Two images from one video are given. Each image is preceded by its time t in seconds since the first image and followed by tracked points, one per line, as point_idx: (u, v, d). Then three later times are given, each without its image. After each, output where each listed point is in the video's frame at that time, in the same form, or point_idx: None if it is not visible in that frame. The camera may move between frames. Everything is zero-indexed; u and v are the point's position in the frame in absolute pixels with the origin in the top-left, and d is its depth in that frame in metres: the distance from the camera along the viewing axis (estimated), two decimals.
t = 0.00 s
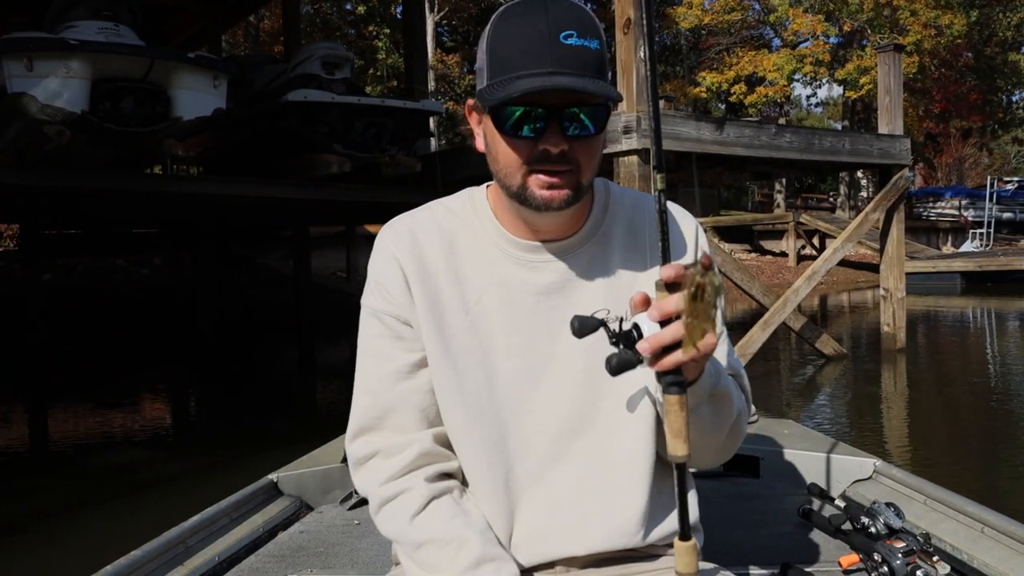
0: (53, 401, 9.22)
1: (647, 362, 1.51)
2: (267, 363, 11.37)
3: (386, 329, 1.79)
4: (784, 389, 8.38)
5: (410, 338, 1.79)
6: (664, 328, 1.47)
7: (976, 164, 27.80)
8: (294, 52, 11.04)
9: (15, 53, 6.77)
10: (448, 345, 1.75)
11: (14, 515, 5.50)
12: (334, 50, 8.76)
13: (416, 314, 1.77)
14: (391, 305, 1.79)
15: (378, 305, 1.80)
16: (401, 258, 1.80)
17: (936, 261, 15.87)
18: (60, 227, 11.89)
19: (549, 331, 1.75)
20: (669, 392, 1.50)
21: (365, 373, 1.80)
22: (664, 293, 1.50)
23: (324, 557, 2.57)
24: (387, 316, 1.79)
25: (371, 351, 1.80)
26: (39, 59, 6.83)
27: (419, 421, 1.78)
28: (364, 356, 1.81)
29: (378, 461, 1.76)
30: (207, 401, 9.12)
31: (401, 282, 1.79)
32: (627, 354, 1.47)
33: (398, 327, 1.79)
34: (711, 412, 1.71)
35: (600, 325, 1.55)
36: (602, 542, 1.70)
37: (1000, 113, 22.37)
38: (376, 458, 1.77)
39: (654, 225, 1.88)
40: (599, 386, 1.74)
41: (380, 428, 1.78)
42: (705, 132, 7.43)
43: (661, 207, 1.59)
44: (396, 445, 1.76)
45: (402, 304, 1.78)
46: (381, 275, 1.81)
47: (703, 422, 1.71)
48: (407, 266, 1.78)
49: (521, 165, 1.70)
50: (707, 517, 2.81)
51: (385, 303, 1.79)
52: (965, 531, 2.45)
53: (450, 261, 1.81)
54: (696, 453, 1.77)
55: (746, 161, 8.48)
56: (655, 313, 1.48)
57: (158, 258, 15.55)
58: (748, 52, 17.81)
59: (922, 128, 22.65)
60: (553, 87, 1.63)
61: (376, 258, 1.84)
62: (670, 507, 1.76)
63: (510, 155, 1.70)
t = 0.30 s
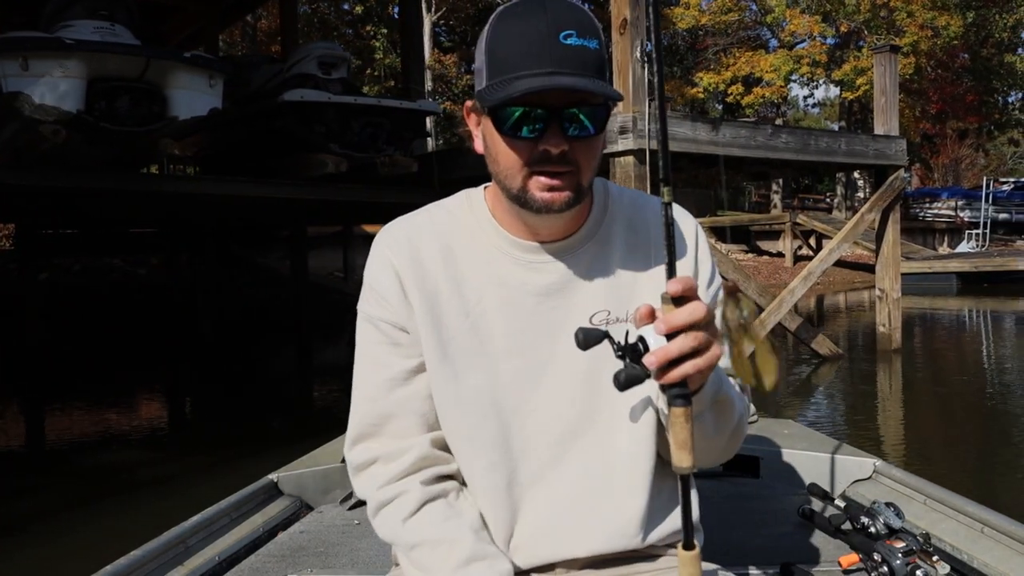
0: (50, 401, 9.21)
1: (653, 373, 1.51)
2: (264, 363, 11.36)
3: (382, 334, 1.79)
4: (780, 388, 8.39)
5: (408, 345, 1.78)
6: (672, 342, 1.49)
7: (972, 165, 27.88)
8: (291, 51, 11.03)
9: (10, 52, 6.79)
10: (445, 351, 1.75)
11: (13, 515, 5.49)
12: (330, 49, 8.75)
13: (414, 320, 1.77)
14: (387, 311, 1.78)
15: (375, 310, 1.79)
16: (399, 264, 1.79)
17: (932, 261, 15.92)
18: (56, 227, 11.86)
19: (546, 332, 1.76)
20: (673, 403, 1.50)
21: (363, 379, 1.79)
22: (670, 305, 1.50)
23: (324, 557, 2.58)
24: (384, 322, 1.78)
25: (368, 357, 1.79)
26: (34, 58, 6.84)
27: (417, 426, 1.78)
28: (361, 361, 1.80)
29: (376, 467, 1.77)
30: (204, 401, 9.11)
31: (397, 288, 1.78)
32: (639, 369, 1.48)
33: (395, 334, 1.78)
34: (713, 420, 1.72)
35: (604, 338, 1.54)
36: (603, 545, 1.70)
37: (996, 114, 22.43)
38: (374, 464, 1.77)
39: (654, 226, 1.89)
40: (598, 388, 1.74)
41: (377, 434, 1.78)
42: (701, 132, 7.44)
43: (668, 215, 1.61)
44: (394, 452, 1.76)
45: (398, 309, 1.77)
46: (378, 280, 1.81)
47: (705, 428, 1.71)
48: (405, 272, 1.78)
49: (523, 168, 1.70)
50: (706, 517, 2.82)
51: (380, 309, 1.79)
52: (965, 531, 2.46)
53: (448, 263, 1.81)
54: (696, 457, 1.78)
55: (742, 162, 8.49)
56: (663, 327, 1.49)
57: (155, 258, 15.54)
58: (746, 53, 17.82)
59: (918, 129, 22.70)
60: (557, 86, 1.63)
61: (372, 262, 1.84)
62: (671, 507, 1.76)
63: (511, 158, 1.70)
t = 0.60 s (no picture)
0: (46, 401, 9.19)
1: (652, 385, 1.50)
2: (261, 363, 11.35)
3: (389, 321, 1.75)
4: (777, 388, 8.40)
5: (416, 333, 1.75)
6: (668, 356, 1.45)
7: (969, 165, 27.91)
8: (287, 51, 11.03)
9: (4, 52, 6.77)
10: (453, 340, 1.73)
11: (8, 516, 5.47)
12: (326, 49, 8.74)
13: (421, 309, 1.74)
14: (393, 299, 1.76)
15: (381, 299, 1.76)
16: (404, 255, 1.78)
17: (929, 261, 15.93)
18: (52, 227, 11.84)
19: (548, 330, 1.76)
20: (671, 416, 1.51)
21: (367, 365, 1.73)
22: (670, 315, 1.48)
23: (325, 557, 2.57)
24: (391, 310, 1.75)
25: (372, 344, 1.74)
26: (30, 58, 6.82)
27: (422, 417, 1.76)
28: (365, 351, 1.74)
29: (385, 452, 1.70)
30: (200, 401, 9.10)
31: (403, 278, 1.77)
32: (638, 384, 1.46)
33: (402, 321, 1.75)
34: (714, 430, 1.72)
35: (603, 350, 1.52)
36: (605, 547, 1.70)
37: (992, 115, 22.44)
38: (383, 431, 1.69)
39: (653, 228, 1.89)
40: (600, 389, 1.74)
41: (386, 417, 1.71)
42: (698, 132, 7.44)
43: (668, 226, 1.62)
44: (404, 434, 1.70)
45: (405, 297, 1.75)
46: (382, 271, 1.79)
47: (705, 436, 1.71)
48: (411, 262, 1.77)
49: (518, 181, 1.67)
50: (706, 517, 2.82)
51: (387, 297, 1.77)
52: (965, 531, 2.46)
53: (451, 258, 1.80)
54: (696, 461, 1.78)
55: (738, 161, 8.49)
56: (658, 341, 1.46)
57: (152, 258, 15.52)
58: (743, 53, 17.83)
59: (915, 130, 22.72)
60: (534, 118, 1.59)
61: (375, 254, 1.83)
62: (671, 510, 1.77)
63: (507, 171, 1.67)
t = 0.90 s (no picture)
0: (43, 402, 9.18)
1: (653, 390, 1.49)
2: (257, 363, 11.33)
3: (392, 320, 1.75)
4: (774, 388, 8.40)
5: (423, 330, 1.74)
6: (670, 358, 1.46)
7: (966, 165, 27.94)
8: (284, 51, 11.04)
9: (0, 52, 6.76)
10: (456, 339, 1.73)
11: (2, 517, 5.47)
12: (323, 49, 8.74)
13: (425, 307, 1.74)
14: (397, 298, 1.76)
15: (385, 297, 1.76)
16: (407, 255, 1.79)
17: (926, 261, 15.91)
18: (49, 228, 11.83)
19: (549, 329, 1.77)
20: (672, 419, 1.50)
21: (373, 364, 1.72)
22: (670, 322, 1.48)
23: (324, 557, 2.57)
24: (395, 308, 1.75)
25: (376, 343, 1.74)
26: (25, 58, 6.81)
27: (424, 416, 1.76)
28: (368, 347, 1.75)
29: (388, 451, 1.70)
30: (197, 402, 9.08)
31: (406, 277, 1.77)
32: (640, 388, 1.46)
33: (405, 320, 1.75)
34: (714, 432, 1.71)
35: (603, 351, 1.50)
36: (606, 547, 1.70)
37: (989, 115, 22.47)
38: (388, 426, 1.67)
39: (654, 232, 1.90)
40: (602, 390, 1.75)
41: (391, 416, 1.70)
42: (694, 132, 7.45)
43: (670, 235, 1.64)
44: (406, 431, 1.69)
45: (408, 296, 1.75)
46: (386, 271, 1.79)
47: (705, 440, 1.71)
48: (413, 262, 1.77)
49: (514, 186, 1.67)
50: (706, 517, 2.82)
51: (391, 296, 1.77)
52: (965, 531, 2.46)
53: (453, 258, 1.80)
54: (695, 464, 1.78)
55: (735, 162, 8.49)
56: (662, 343, 1.46)
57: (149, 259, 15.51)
58: (740, 53, 17.84)
59: (912, 130, 22.74)
60: (531, 127, 1.59)
61: (378, 254, 1.83)
62: (670, 511, 1.78)
63: (503, 174, 1.67)
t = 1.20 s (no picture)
0: (39, 402, 9.17)
1: (654, 394, 1.49)
2: (254, 364, 11.32)
3: (389, 321, 1.75)
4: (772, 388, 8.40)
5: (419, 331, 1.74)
6: (672, 363, 1.46)
7: (963, 165, 27.95)
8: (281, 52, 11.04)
9: None
10: (453, 339, 1.73)
11: None
12: (320, 49, 8.72)
13: (421, 308, 1.74)
14: (393, 299, 1.76)
15: (381, 298, 1.76)
16: (405, 257, 1.78)
17: (923, 261, 15.90)
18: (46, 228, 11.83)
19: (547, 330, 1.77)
20: (674, 424, 1.50)
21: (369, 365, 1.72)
22: (672, 327, 1.49)
23: (324, 557, 2.57)
24: (392, 310, 1.75)
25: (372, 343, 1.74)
26: (21, 58, 6.80)
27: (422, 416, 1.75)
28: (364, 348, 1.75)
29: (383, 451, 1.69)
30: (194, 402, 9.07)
31: (404, 278, 1.77)
32: (641, 393, 1.46)
33: (401, 321, 1.74)
34: (715, 434, 1.71)
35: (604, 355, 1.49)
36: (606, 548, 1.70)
37: (986, 114, 22.48)
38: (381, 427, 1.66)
39: (653, 235, 1.89)
40: (602, 390, 1.75)
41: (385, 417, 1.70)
42: (690, 132, 7.45)
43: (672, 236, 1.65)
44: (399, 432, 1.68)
45: (405, 297, 1.75)
46: (385, 271, 1.79)
47: (707, 442, 1.71)
48: (411, 264, 1.76)
49: (507, 183, 1.67)
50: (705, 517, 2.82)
51: (388, 297, 1.76)
52: (965, 531, 2.46)
53: (452, 259, 1.80)
54: (696, 465, 1.77)
55: (732, 162, 8.49)
56: (664, 348, 1.47)
57: (147, 259, 15.49)
58: (737, 53, 17.86)
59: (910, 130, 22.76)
60: (521, 123, 1.60)
61: (377, 255, 1.83)
62: (671, 513, 1.78)
63: (496, 173, 1.67)
